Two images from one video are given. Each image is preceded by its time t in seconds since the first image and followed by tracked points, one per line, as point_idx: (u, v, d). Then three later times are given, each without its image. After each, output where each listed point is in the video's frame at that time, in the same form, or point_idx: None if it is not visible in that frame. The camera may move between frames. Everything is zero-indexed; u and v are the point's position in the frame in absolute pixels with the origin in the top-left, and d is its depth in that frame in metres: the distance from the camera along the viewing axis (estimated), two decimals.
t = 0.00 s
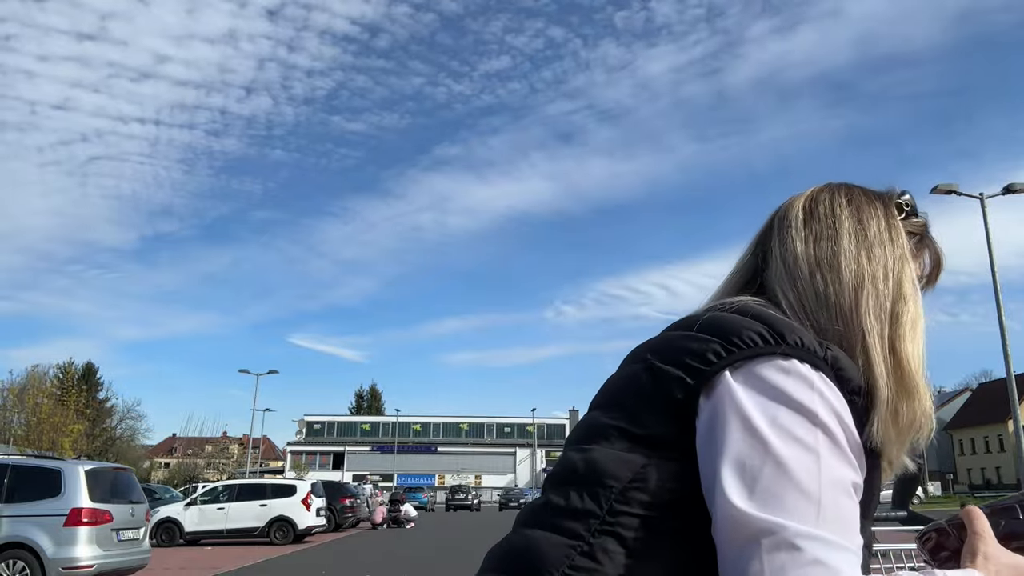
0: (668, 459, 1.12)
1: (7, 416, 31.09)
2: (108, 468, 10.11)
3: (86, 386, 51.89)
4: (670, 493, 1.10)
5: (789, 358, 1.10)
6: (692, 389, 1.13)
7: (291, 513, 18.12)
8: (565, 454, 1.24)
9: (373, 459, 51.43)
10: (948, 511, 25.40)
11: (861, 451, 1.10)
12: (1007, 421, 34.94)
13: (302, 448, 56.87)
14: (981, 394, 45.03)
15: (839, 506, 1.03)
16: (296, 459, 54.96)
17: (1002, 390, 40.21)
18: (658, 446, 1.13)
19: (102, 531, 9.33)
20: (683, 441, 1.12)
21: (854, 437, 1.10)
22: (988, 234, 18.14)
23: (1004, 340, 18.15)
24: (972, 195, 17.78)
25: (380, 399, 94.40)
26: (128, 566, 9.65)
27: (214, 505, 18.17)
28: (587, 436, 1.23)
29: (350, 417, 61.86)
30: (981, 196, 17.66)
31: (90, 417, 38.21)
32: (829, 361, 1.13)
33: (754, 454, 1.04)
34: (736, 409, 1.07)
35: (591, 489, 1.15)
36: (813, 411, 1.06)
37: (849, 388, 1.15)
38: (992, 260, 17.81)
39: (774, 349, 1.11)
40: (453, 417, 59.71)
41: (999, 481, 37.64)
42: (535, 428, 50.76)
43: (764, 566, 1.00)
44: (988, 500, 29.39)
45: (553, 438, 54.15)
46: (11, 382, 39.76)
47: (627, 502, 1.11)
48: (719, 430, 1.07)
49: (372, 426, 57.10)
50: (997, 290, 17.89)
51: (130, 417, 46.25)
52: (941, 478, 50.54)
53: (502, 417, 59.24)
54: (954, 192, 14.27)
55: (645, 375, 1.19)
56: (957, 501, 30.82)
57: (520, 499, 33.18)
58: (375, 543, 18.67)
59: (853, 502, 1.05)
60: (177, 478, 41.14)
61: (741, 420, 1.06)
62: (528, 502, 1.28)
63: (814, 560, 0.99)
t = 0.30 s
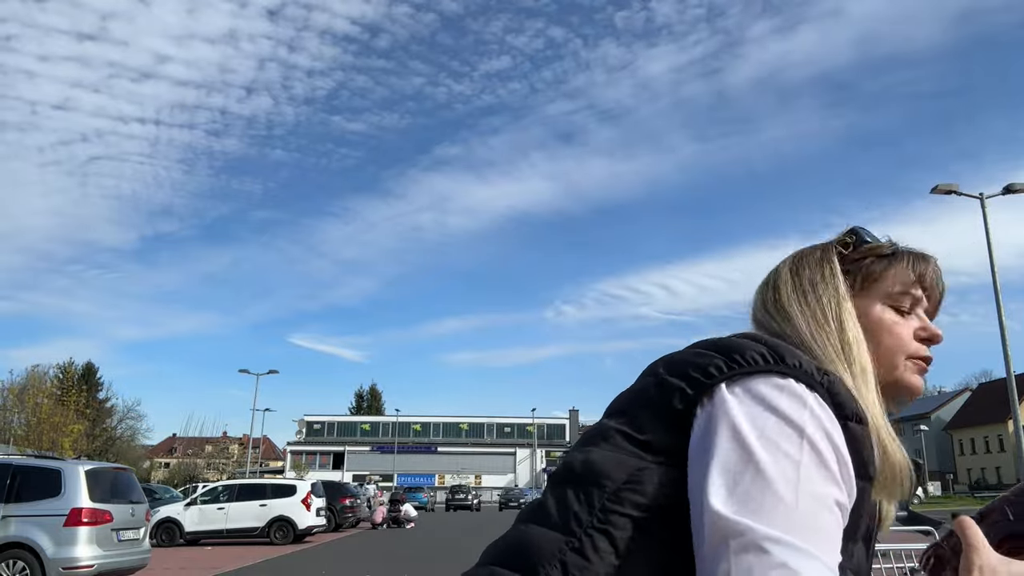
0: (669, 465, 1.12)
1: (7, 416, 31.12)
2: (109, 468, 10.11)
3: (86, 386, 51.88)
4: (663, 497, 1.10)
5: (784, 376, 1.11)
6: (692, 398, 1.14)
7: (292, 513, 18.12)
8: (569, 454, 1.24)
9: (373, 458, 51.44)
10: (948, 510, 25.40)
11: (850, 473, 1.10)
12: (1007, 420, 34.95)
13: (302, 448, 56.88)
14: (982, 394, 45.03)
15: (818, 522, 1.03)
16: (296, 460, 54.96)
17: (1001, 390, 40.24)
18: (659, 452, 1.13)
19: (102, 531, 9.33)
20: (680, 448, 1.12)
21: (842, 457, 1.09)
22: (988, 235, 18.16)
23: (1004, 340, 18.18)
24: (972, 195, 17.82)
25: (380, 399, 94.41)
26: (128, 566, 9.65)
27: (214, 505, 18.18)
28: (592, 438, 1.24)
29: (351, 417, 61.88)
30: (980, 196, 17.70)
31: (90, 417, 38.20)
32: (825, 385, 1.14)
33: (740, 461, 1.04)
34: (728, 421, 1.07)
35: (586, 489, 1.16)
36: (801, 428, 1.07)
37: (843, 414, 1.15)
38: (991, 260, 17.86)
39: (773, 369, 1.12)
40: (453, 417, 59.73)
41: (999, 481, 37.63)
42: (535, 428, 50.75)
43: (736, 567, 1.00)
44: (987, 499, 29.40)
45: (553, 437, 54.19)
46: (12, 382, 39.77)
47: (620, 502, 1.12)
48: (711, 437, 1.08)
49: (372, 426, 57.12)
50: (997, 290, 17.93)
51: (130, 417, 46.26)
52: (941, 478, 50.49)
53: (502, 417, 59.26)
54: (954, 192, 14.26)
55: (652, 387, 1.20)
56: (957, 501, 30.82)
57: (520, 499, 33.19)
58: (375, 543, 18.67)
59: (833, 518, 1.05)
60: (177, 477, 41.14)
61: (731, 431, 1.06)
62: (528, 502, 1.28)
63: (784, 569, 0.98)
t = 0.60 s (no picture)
0: (642, 466, 1.17)
1: (6, 416, 31.11)
2: (108, 468, 10.11)
3: (86, 386, 51.85)
4: (629, 496, 1.16)
5: (747, 379, 1.17)
6: (663, 401, 1.19)
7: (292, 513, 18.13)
8: (556, 456, 1.32)
9: (373, 458, 51.45)
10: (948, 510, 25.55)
11: (807, 473, 1.15)
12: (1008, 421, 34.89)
13: (302, 448, 56.86)
14: (982, 394, 45.02)
15: (761, 519, 1.08)
16: (296, 460, 54.94)
17: (1002, 391, 40.22)
18: (631, 454, 1.19)
19: (102, 531, 9.33)
20: (651, 449, 1.17)
21: (796, 454, 1.14)
22: (989, 234, 18.19)
23: (1005, 340, 18.21)
24: (973, 195, 17.88)
25: (379, 399, 94.36)
26: (128, 566, 9.66)
27: (214, 505, 18.18)
28: (576, 440, 1.29)
29: (350, 417, 61.88)
30: (981, 196, 17.73)
31: (89, 417, 38.17)
32: (790, 390, 1.19)
33: (694, 463, 1.09)
34: (689, 423, 1.13)
35: (566, 490, 1.22)
36: (757, 431, 1.12)
37: (807, 416, 1.21)
38: (992, 259, 17.87)
39: (740, 372, 1.18)
40: (453, 418, 59.71)
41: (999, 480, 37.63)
42: (535, 428, 50.73)
43: (680, 560, 1.06)
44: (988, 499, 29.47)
45: (554, 438, 54.15)
46: (11, 381, 39.68)
47: (594, 502, 1.18)
48: (673, 437, 1.13)
49: (372, 426, 57.17)
50: (997, 289, 17.96)
51: (130, 417, 46.23)
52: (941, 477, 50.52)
53: (502, 417, 59.24)
54: (954, 193, 14.23)
55: (632, 392, 1.26)
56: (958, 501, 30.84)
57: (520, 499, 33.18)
58: (375, 543, 18.67)
59: (779, 517, 1.10)
60: (177, 477, 41.12)
61: (690, 434, 1.12)
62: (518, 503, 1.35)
63: (723, 561, 1.04)
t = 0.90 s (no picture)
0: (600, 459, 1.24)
1: (7, 416, 31.12)
2: (108, 468, 10.11)
3: (86, 386, 51.88)
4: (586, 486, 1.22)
5: (699, 371, 1.23)
6: (624, 397, 1.27)
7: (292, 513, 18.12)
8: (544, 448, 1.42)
9: (373, 458, 51.46)
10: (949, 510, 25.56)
11: (747, 463, 1.16)
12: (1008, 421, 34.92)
13: (302, 448, 56.87)
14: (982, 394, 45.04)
15: (684, 495, 1.11)
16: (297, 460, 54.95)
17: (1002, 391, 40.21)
18: (595, 449, 1.26)
19: (103, 531, 9.32)
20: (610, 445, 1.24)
21: (743, 439, 1.17)
22: (989, 234, 18.22)
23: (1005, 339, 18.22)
24: (972, 195, 17.90)
25: (379, 399, 94.32)
26: (128, 566, 9.65)
27: (214, 505, 18.18)
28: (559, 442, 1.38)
29: (350, 417, 61.90)
30: (981, 196, 17.76)
31: (89, 417, 38.20)
32: (741, 381, 1.24)
33: (636, 450, 1.16)
34: (638, 414, 1.20)
35: (541, 487, 1.30)
36: (688, 417, 1.17)
37: (761, 406, 1.24)
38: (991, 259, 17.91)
39: (696, 365, 1.25)
40: (453, 418, 59.73)
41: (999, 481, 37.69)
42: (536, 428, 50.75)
43: (614, 543, 1.11)
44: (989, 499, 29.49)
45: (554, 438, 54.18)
46: (11, 381, 39.67)
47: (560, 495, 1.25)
48: (624, 427, 1.21)
49: (372, 426, 57.20)
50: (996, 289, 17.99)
51: (130, 417, 46.24)
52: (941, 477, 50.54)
53: (503, 417, 59.27)
54: (953, 192, 14.18)
55: (605, 393, 1.34)
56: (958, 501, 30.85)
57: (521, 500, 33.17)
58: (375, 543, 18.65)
59: (705, 501, 1.11)
60: (177, 477, 41.12)
61: (636, 424, 1.19)
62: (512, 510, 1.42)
63: (645, 545, 1.08)
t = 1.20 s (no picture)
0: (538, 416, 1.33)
1: (7, 416, 31.16)
2: (109, 468, 10.12)
3: (86, 387, 51.89)
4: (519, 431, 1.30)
5: (626, 320, 1.27)
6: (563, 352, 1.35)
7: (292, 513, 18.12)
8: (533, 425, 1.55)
9: (373, 458, 51.51)
10: (949, 510, 25.62)
11: (634, 390, 1.17)
12: (1007, 421, 35.07)
13: (302, 448, 56.93)
14: (980, 395, 45.17)
15: (570, 420, 1.15)
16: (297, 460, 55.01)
17: (1002, 392, 40.32)
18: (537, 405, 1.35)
19: (103, 531, 9.33)
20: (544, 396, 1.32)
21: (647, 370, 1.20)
22: (989, 235, 18.27)
23: (1005, 339, 18.28)
24: (973, 195, 17.95)
25: (378, 398, 94.37)
26: (128, 566, 9.64)
27: (214, 505, 18.18)
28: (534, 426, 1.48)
29: (350, 417, 61.97)
30: (980, 196, 17.81)
31: (90, 417, 38.23)
32: (664, 322, 1.27)
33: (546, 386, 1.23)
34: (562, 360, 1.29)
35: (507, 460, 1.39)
36: (592, 353, 1.23)
37: (684, 342, 1.25)
38: (991, 260, 17.97)
39: (627, 315, 1.29)
40: (453, 418, 59.79)
41: (999, 480, 37.83)
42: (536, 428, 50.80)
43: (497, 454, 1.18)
44: (988, 500, 29.56)
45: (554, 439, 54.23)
46: (12, 381, 39.65)
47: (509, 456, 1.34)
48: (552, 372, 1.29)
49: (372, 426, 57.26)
50: (996, 290, 18.04)
51: (131, 417, 46.28)
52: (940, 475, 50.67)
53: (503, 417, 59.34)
54: (953, 194, 14.19)
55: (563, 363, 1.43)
56: (957, 501, 30.93)
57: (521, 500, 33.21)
58: (375, 543, 18.67)
59: (591, 427, 1.14)
60: (177, 478, 41.16)
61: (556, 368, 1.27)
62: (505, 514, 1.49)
63: (517, 443, 1.15)
